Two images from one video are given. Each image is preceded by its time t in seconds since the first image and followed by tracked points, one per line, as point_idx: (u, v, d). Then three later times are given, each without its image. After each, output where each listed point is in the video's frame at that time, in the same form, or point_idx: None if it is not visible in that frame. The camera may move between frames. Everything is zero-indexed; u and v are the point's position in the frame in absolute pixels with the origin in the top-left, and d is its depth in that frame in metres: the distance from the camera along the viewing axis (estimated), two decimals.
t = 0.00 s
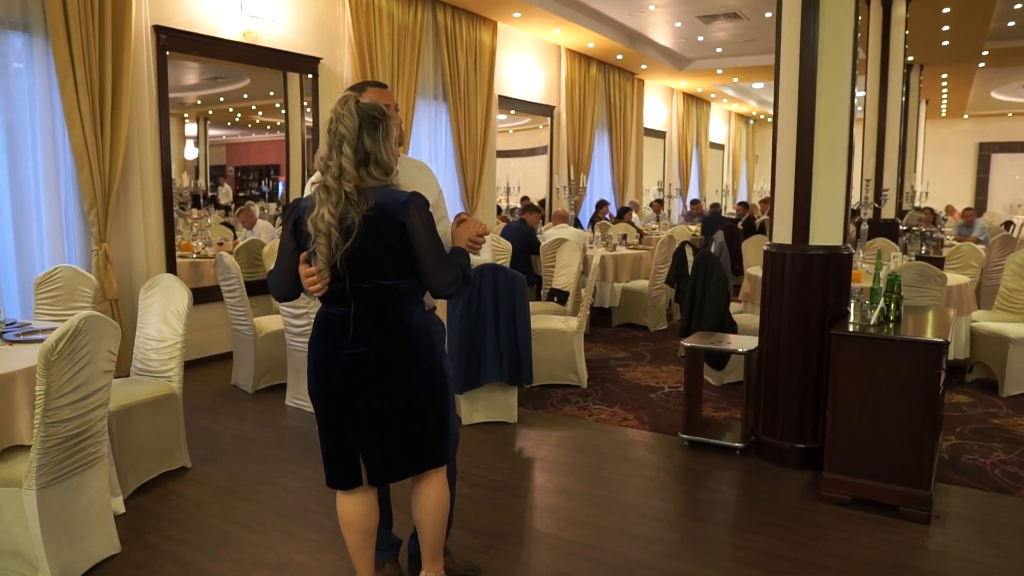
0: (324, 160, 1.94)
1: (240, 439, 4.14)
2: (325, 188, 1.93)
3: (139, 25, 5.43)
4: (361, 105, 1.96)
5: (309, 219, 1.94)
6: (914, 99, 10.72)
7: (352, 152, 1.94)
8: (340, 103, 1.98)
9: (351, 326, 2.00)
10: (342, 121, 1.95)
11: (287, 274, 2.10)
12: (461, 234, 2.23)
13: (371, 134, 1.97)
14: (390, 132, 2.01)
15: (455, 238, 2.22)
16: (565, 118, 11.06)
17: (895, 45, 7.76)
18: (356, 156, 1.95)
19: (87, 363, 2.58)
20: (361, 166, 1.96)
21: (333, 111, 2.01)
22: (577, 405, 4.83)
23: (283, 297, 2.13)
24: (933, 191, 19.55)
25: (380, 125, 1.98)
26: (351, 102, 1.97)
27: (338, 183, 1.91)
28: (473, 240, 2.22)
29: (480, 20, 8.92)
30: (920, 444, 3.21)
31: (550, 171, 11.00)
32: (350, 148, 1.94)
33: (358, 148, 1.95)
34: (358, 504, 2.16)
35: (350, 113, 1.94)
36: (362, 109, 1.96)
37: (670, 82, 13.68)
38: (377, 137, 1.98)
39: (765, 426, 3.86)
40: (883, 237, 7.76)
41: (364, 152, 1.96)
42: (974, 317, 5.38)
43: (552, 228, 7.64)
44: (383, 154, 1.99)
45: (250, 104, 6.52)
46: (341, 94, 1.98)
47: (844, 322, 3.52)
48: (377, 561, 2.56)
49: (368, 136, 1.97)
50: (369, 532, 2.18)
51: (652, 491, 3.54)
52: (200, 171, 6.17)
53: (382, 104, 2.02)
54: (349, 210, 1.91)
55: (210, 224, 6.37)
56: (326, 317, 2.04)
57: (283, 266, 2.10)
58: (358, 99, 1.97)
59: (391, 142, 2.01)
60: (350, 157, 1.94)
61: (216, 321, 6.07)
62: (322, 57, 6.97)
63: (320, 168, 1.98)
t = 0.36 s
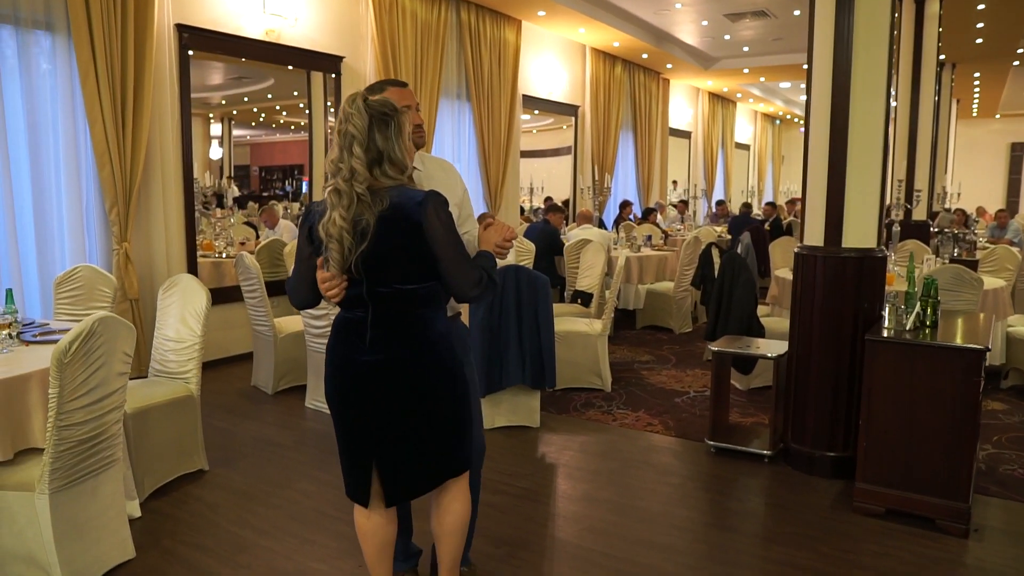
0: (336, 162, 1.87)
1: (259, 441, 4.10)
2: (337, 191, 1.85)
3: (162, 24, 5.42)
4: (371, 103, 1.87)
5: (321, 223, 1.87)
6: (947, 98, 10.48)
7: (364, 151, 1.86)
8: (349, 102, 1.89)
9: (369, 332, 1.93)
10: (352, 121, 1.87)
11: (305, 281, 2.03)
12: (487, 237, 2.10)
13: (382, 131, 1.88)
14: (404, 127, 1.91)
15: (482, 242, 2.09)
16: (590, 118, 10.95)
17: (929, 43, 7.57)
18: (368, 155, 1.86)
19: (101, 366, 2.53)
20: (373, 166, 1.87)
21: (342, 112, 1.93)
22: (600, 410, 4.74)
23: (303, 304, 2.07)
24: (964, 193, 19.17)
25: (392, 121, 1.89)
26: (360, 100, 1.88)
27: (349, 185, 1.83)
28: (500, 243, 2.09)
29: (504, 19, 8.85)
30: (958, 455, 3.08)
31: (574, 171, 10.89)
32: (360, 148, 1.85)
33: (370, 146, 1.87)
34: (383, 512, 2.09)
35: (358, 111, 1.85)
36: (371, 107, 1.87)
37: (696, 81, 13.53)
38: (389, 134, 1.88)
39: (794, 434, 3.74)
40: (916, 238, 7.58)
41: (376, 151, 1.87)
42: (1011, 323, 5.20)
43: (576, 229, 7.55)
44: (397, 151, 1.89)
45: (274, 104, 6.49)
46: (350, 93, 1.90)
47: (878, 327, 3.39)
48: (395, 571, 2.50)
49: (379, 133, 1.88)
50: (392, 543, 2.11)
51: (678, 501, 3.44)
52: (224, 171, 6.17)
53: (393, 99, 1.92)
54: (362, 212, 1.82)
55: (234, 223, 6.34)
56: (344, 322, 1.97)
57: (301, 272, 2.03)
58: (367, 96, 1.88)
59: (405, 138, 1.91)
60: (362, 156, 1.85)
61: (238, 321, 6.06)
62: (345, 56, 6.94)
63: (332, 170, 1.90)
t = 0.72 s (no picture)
0: (380, 158, 1.80)
1: (261, 446, 4.02)
2: (381, 187, 1.78)
3: (163, 22, 5.35)
4: (418, 99, 1.82)
5: (360, 220, 1.79)
6: (956, 98, 10.37)
7: (410, 149, 1.80)
8: (393, 96, 1.83)
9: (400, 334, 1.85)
10: (397, 117, 1.80)
11: (333, 276, 1.93)
12: (532, 245, 2.03)
13: (430, 129, 1.82)
14: (450, 126, 1.86)
15: (524, 248, 2.02)
16: (596, 117, 10.86)
17: (941, 42, 7.46)
18: (415, 154, 1.81)
19: (98, 372, 2.45)
20: (419, 164, 1.82)
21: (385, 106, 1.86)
22: (608, 414, 4.65)
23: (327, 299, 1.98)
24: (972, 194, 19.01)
25: (439, 119, 1.83)
26: (407, 95, 1.82)
27: (393, 183, 1.77)
28: (544, 251, 2.04)
29: (510, 18, 8.77)
30: (979, 465, 2.99)
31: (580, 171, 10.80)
32: (407, 145, 1.79)
33: (417, 144, 1.81)
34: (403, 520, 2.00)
35: (406, 106, 1.79)
36: (419, 103, 1.81)
37: (703, 81, 13.43)
38: (436, 132, 1.83)
39: (807, 441, 3.65)
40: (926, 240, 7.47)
41: (422, 149, 1.82)
42: None
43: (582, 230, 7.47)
44: (444, 151, 1.84)
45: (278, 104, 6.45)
46: (396, 87, 1.83)
47: (894, 332, 3.30)
48: None
49: (427, 131, 1.82)
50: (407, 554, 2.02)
51: (689, 510, 3.36)
52: (227, 171, 6.09)
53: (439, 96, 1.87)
54: (406, 211, 1.76)
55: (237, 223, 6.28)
56: (372, 322, 1.90)
57: (330, 267, 1.93)
58: (414, 92, 1.82)
59: (451, 137, 1.86)
60: (408, 154, 1.79)
61: (240, 323, 5.99)
62: (349, 54, 6.86)
63: (374, 166, 1.83)
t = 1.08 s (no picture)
0: (453, 154, 1.74)
1: (267, 450, 3.95)
2: (453, 184, 1.71)
3: (167, 19, 5.28)
4: (494, 98, 1.78)
5: (427, 216, 1.72)
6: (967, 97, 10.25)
7: (485, 146, 1.75)
8: (469, 91, 1.78)
9: (454, 339, 1.78)
10: (473, 113, 1.75)
11: (385, 274, 1.84)
12: (593, 263, 2.04)
13: (504, 129, 1.78)
14: (520, 129, 1.82)
15: (584, 264, 2.03)
16: (602, 116, 10.78)
17: (954, 40, 7.35)
18: (489, 153, 1.75)
19: (99, 375, 2.38)
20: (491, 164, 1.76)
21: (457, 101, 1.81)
22: (618, 417, 4.58)
23: (373, 295, 1.88)
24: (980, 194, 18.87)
25: (512, 120, 1.80)
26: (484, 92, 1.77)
27: (468, 181, 1.70)
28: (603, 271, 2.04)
29: (517, 15, 8.69)
30: (1005, 473, 2.89)
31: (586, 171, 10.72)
32: (482, 142, 1.74)
33: (491, 143, 1.76)
34: (423, 529, 1.93)
35: (483, 102, 1.74)
36: (495, 101, 1.77)
37: (710, 80, 13.33)
38: (509, 133, 1.79)
39: (824, 446, 3.57)
40: (939, 241, 7.37)
41: (495, 148, 1.77)
42: None
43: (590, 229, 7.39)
44: (516, 153, 1.79)
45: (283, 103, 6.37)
46: (472, 83, 1.78)
47: (915, 335, 3.21)
48: None
49: (501, 131, 1.77)
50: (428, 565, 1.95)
51: (704, 516, 3.28)
52: (232, 170, 6.02)
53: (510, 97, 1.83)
54: (478, 210, 1.69)
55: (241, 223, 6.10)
56: (422, 325, 1.82)
57: (382, 263, 1.84)
58: (491, 90, 1.78)
59: (522, 140, 1.81)
60: (484, 153, 1.74)
61: (244, 324, 5.93)
62: (354, 52, 6.78)
63: (443, 161, 1.77)
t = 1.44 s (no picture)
0: (488, 144, 1.66)
1: (271, 454, 3.86)
2: (486, 176, 1.64)
3: (170, 14, 5.20)
4: (535, 89, 1.69)
5: (459, 208, 1.65)
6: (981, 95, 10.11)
7: (522, 139, 1.67)
8: (509, 80, 1.70)
9: (473, 338, 1.69)
10: (512, 103, 1.67)
11: (404, 263, 1.77)
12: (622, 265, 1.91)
13: (543, 122, 1.70)
14: (558, 123, 1.74)
15: (613, 266, 1.91)
16: (610, 115, 10.67)
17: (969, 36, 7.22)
18: (525, 146, 1.68)
19: (95, 379, 2.29)
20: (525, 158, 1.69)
21: (496, 89, 1.73)
22: (630, 421, 4.48)
23: (390, 285, 1.81)
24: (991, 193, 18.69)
25: (551, 113, 1.71)
26: (525, 82, 1.69)
27: (502, 174, 1.63)
28: (633, 276, 1.90)
29: (524, 12, 8.60)
30: None
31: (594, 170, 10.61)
32: (520, 135, 1.66)
33: (529, 136, 1.68)
34: (438, 541, 1.84)
35: (525, 93, 1.66)
36: (535, 92, 1.69)
37: (718, 78, 13.22)
38: (547, 127, 1.71)
39: (844, 452, 3.47)
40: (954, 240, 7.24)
41: (533, 142, 1.69)
42: None
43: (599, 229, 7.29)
44: (552, 148, 1.71)
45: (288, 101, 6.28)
46: (513, 71, 1.70)
47: (939, 338, 3.10)
48: None
49: (538, 124, 1.69)
50: None
51: (721, 524, 3.18)
52: (237, 169, 5.95)
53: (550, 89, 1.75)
54: (512, 207, 1.62)
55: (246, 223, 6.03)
56: (441, 323, 1.73)
57: (402, 254, 1.76)
58: (532, 80, 1.70)
59: (559, 135, 1.73)
60: (520, 145, 1.66)
61: (248, 325, 5.84)
62: (360, 49, 6.69)
63: (477, 151, 1.70)
